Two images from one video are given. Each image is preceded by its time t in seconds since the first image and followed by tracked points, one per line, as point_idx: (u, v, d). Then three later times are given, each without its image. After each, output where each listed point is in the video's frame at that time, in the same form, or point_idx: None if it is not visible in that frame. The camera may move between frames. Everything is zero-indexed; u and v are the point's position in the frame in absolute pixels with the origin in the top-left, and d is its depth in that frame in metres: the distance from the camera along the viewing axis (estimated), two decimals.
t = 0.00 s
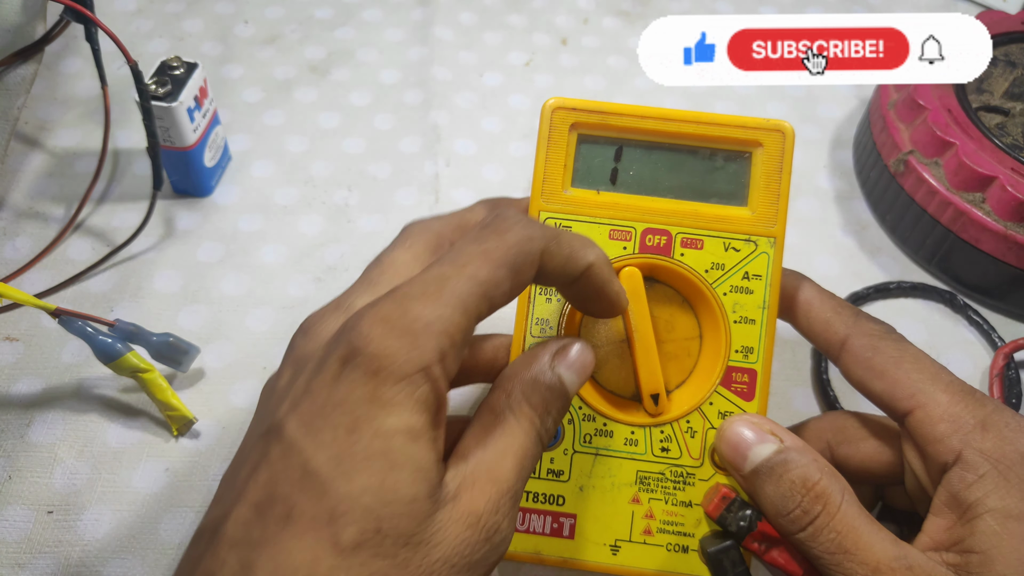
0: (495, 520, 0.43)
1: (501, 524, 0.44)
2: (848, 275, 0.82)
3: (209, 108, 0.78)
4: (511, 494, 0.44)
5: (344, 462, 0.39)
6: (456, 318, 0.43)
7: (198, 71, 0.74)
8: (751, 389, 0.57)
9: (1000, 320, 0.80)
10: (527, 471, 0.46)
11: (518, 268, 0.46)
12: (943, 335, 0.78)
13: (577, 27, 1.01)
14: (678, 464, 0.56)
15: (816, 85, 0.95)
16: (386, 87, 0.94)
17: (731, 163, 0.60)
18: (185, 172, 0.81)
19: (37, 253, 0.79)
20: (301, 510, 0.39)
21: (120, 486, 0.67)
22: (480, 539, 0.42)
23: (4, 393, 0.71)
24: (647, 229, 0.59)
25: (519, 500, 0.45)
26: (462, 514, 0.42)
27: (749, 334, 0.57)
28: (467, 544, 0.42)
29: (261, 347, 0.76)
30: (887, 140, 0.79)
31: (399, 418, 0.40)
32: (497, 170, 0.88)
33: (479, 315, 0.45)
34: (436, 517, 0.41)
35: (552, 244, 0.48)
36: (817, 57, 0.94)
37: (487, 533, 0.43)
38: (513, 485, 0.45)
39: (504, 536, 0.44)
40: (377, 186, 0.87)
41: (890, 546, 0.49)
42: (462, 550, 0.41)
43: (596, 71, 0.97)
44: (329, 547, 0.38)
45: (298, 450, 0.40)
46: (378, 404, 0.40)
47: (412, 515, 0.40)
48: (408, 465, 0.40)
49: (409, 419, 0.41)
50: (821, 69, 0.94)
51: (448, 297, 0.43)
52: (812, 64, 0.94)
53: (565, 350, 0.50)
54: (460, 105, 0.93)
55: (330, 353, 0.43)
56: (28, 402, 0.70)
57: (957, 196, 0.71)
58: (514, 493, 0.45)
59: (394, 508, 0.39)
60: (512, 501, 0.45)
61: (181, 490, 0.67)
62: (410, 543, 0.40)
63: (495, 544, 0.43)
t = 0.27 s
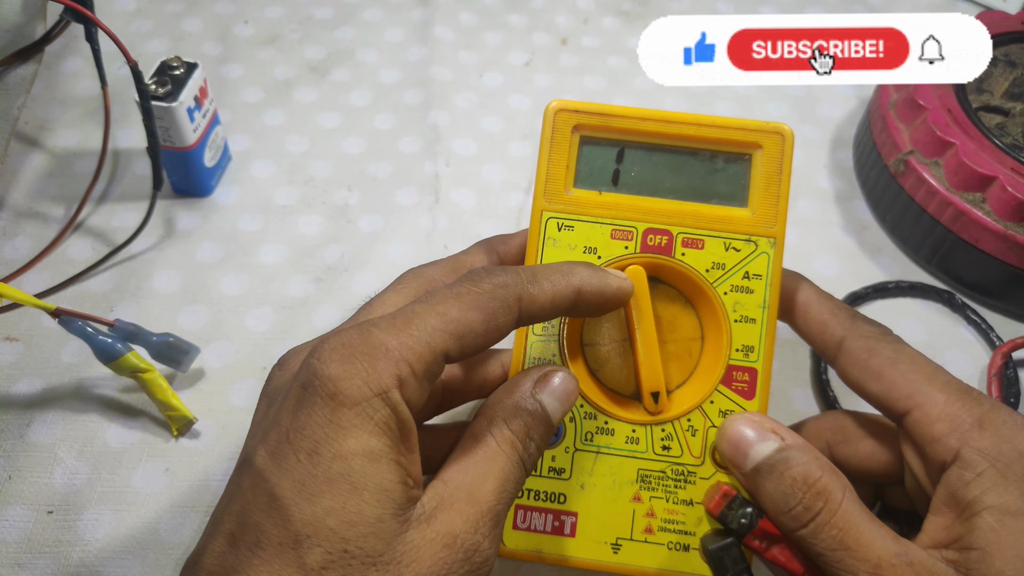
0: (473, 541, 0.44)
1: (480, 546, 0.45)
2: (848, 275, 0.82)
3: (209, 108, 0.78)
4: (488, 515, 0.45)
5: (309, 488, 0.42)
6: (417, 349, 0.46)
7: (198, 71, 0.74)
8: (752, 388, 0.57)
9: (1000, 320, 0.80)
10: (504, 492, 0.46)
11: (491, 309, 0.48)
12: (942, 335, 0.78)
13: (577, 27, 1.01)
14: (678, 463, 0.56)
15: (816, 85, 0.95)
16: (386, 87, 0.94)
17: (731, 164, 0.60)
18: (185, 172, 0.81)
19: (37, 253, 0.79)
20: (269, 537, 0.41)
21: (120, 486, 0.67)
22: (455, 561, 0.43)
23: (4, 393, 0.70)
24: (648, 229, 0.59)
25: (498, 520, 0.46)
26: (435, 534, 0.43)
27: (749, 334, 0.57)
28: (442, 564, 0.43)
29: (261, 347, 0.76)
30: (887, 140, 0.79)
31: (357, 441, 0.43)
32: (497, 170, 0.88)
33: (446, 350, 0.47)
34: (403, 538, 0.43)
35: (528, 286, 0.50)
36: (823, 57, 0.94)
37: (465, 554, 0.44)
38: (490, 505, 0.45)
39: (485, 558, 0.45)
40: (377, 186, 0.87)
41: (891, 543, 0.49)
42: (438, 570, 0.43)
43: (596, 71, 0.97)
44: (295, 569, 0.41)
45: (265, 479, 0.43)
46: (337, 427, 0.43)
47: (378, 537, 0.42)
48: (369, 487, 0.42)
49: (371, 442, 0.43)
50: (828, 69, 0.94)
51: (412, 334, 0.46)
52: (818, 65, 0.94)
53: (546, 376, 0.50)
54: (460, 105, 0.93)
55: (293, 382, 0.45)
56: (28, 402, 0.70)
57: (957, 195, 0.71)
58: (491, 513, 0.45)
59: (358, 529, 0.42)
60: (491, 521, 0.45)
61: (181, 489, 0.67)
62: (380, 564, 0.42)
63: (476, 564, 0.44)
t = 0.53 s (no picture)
0: (455, 527, 0.44)
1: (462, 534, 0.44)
2: (848, 276, 0.82)
3: (209, 108, 0.78)
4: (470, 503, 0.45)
5: (292, 474, 0.43)
6: (406, 349, 0.47)
7: (198, 71, 0.74)
8: (753, 388, 0.57)
9: (1000, 320, 0.80)
10: (488, 482, 0.46)
11: (487, 321, 0.48)
12: (943, 335, 0.78)
13: (577, 27, 1.01)
14: (679, 462, 0.56)
15: (816, 85, 0.95)
16: (386, 87, 0.94)
17: (733, 164, 0.60)
18: (185, 172, 0.81)
19: (37, 253, 0.79)
20: (251, 521, 0.42)
21: (121, 486, 0.67)
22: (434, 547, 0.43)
23: (4, 393, 0.70)
24: (649, 229, 0.59)
25: (482, 510, 0.46)
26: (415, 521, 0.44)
27: (750, 334, 0.57)
28: (422, 551, 0.43)
29: (261, 347, 0.76)
30: (887, 140, 0.79)
31: (338, 428, 0.44)
32: (497, 170, 0.88)
33: (437, 354, 0.47)
34: (383, 524, 0.43)
35: (526, 299, 0.49)
36: (824, 57, 0.94)
37: (445, 541, 0.44)
38: (472, 494, 0.45)
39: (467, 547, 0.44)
40: (376, 186, 0.87)
41: (891, 544, 0.49)
42: (419, 556, 0.43)
43: (596, 71, 0.97)
44: (273, 551, 0.41)
45: (253, 467, 0.44)
46: (320, 417, 0.44)
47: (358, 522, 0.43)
48: (349, 472, 0.43)
49: (351, 430, 0.44)
50: (828, 69, 0.94)
51: (404, 336, 0.47)
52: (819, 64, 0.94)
53: (533, 374, 0.50)
54: (460, 105, 0.93)
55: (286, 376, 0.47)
56: (28, 402, 0.70)
57: (957, 196, 0.71)
58: (473, 502, 0.45)
59: (336, 512, 0.42)
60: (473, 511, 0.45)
61: (181, 490, 0.67)
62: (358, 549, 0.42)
63: (458, 552, 0.44)
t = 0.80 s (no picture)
0: (445, 526, 0.45)
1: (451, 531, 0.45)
2: (848, 276, 0.82)
3: (209, 108, 0.78)
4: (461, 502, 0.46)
5: (290, 472, 0.43)
6: (411, 363, 0.47)
7: (199, 71, 0.74)
8: (754, 387, 0.57)
9: (1000, 320, 0.80)
10: (476, 481, 0.47)
11: (496, 345, 0.48)
12: (943, 335, 0.78)
13: (577, 27, 1.01)
14: (680, 461, 0.56)
15: (816, 85, 0.95)
16: (386, 87, 0.94)
17: (736, 164, 0.59)
18: (185, 172, 0.81)
19: (37, 253, 0.79)
20: (247, 518, 0.43)
21: (121, 486, 0.67)
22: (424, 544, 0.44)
23: (4, 393, 0.70)
24: (652, 227, 0.59)
25: (472, 509, 0.46)
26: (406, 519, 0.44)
27: (753, 333, 0.57)
28: (412, 549, 0.43)
29: (261, 347, 0.76)
30: (887, 140, 0.79)
31: (337, 429, 0.44)
32: (497, 170, 0.88)
33: (442, 372, 0.47)
34: (375, 523, 0.43)
35: (535, 322, 0.49)
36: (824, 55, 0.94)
37: (435, 539, 0.44)
38: (462, 493, 0.46)
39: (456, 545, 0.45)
40: (376, 186, 0.87)
41: (891, 544, 0.49)
42: (409, 554, 0.43)
43: (596, 71, 0.97)
44: (266, 548, 0.41)
45: (253, 467, 0.45)
46: (319, 418, 0.45)
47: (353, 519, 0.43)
48: (344, 472, 0.43)
49: (348, 432, 0.44)
50: (827, 66, 0.94)
51: (410, 350, 0.47)
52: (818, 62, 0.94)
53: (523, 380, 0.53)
54: (461, 105, 0.93)
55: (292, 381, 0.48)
56: (28, 402, 0.70)
57: (957, 196, 0.71)
58: (463, 501, 0.46)
59: (330, 510, 0.42)
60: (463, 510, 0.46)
61: (181, 490, 0.67)
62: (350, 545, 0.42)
63: (447, 551, 0.44)
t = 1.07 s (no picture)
0: (420, 506, 0.44)
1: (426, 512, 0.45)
2: (848, 276, 0.82)
3: (209, 108, 0.78)
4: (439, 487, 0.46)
5: (277, 448, 0.43)
6: (406, 357, 0.47)
7: (198, 72, 0.74)
8: (755, 388, 0.57)
9: (1000, 320, 0.80)
10: (458, 468, 0.47)
11: (491, 342, 0.48)
12: (942, 335, 0.78)
13: (577, 27, 1.01)
14: (681, 460, 0.56)
15: (816, 85, 0.95)
16: (387, 87, 0.94)
17: (736, 166, 0.60)
18: (185, 173, 0.81)
19: (37, 253, 0.79)
20: (231, 489, 0.43)
21: (120, 486, 0.67)
22: (398, 522, 0.44)
23: (4, 393, 0.70)
24: (653, 228, 0.59)
25: (451, 495, 0.46)
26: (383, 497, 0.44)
27: (753, 334, 0.57)
28: (386, 526, 0.43)
29: (261, 347, 0.76)
30: (887, 140, 0.79)
31: (326, 410, 0.45)
32: (497, 170, 0.88)
33: (436, 368, 0.47)
34: (353, 500, 0.43)
35: (530, 320, 0.49)
36: (824, 57, 0.94)
37: (410, 518, 0.44)
38: (441, 479, 0.46)
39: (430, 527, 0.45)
40: (376, 186, 0.87)
41: (891, 543, 0.49)
42: (382, 531, 0.43)
43: (596, 71, 0.97)
44: (243, 516, 0.42)
45: (246, 445, 0.45)
46: (311, 399, 0.45)
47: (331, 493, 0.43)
48: (327, 447, 0.43)
49: (336, 415, 0.45)
50: (829, 69, 0.94)
51: (406, 345, 0.47)
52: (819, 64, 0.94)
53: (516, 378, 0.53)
54: (461, 105, 0.93)
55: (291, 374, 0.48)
56: (28, 402, 0.70)
57: (957, 196, 0.71)
58: (442, 486, 0.46)
59: (310, 484, 0.42)
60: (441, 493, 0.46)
61: (180, 490, 0.67)
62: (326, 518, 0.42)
63: (421, 531, 0.44)
